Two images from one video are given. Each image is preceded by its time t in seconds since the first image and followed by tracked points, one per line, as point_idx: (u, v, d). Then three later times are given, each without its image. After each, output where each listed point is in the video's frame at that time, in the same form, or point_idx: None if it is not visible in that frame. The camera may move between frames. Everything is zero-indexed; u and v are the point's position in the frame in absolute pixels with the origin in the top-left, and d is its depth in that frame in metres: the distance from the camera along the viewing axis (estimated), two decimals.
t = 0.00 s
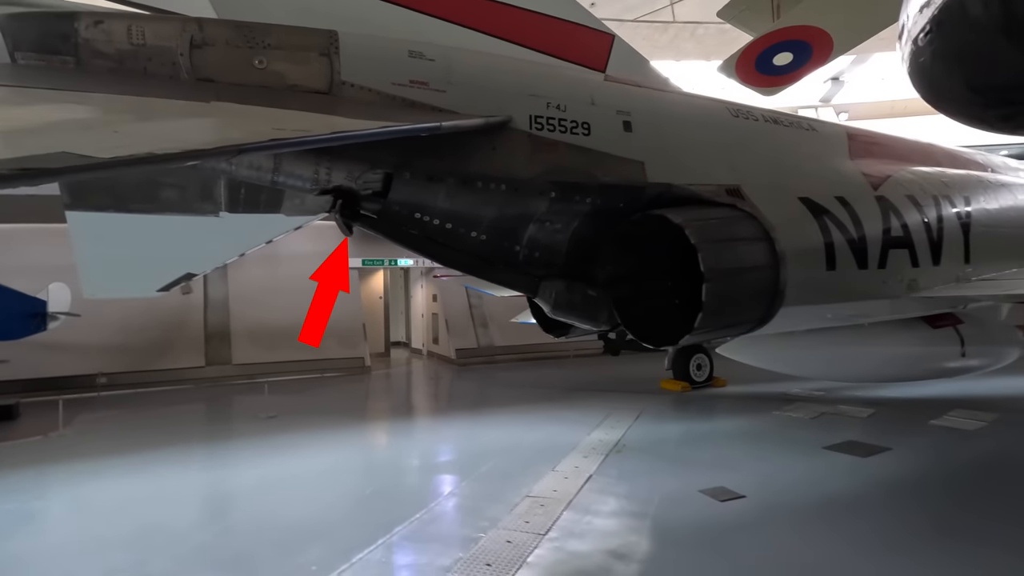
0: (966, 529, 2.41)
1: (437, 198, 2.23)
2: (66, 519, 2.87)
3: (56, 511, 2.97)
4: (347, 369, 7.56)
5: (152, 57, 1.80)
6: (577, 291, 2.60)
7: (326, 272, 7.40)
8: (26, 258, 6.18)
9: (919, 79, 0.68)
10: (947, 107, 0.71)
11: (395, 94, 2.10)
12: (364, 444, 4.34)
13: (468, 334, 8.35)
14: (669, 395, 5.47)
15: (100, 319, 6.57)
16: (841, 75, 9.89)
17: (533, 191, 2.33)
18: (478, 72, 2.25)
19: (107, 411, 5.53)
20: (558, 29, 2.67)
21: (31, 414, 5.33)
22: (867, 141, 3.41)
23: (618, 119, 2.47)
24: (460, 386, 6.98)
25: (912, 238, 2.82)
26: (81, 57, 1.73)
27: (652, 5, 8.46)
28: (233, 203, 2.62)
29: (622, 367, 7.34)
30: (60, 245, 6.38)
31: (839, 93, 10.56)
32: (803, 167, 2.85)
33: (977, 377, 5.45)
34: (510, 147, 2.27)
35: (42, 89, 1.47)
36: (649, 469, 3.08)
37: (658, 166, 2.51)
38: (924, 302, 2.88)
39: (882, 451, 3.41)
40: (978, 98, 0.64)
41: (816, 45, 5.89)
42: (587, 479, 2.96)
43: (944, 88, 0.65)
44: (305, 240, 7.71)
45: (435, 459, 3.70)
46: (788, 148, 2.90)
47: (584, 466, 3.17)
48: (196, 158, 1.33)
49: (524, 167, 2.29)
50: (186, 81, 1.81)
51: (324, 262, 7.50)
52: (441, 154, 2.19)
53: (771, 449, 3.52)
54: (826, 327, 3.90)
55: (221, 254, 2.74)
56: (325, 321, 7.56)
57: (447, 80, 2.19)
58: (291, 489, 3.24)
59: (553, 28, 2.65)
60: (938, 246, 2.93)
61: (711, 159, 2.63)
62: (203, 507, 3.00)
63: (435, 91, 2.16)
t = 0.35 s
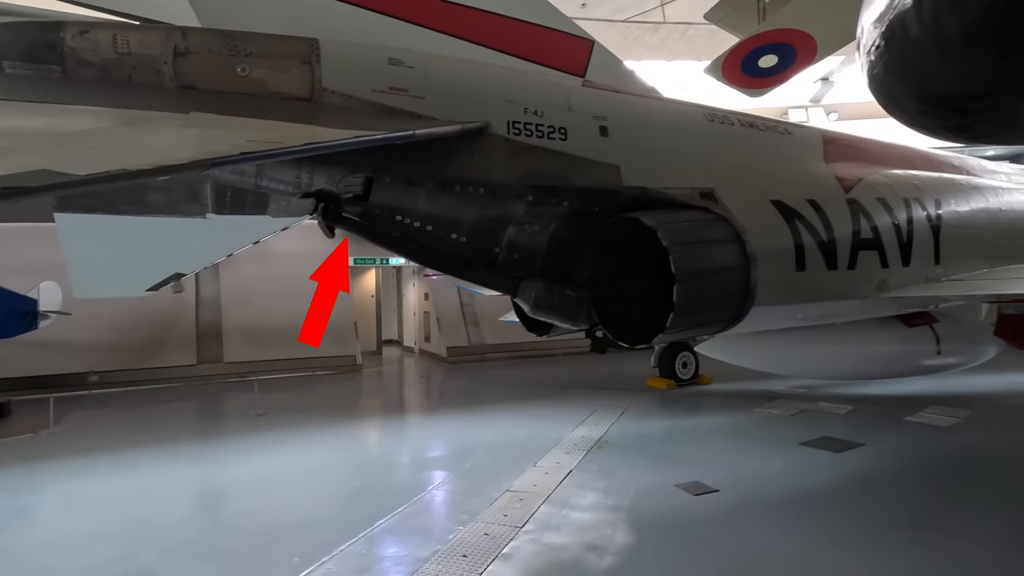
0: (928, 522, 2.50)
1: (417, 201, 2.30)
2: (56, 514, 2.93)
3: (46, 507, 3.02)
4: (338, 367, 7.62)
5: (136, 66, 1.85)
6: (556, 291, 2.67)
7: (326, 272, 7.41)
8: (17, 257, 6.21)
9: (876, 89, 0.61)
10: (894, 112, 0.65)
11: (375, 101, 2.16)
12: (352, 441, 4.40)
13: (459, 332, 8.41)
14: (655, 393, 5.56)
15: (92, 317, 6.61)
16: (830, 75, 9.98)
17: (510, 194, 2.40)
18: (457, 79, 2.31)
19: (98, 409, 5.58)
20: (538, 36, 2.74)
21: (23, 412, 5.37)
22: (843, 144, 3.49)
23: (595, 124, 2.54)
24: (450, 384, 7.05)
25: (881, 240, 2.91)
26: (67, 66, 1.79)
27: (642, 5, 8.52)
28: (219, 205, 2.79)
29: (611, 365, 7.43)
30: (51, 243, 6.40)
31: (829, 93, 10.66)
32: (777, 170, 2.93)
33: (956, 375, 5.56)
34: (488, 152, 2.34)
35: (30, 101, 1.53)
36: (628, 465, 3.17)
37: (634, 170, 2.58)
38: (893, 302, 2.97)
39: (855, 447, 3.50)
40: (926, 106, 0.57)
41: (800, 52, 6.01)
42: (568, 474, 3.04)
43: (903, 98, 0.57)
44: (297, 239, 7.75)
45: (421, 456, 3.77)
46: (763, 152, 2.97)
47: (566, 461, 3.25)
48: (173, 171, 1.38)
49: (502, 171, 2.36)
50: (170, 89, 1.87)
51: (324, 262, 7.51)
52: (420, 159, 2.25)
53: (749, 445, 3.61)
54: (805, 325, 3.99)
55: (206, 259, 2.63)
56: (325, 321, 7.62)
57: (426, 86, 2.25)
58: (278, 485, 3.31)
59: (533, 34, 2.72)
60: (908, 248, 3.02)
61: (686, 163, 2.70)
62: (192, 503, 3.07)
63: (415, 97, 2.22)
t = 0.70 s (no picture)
0: (889, 514, 2.58)
1: (392, 201, 2.35)
2: (37, 510, 2.96)
3: (28, 503, 3.06)
4: (326, 365, 7.66)
5: (111, 69, 1.89)
6: (532, 289, 2.72)
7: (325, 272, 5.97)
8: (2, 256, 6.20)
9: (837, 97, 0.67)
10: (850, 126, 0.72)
11: (349, 104, 2.21)
12: (337, 438, 4.45)
13: (448, 330, 8.46)
14: (638, 390, 5.63)
15: (78, 316, 6.60)
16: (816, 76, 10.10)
17: (484, 195, 2.45)
18: (431, 83, 2.36)
19: (84, 407, 5.60)
20: (514, 39, 2.79)
21: (7, 411, 5.38)
22: (816, 145, 3.57)
23: (568, 127, 2.59)
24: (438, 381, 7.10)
25: (848, 239, 2.99)
26: (42, 69, 1.82)
27: (630, 6, 8.59)
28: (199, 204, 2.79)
29: (597, 362, 7.50)
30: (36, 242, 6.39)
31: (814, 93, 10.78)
32: (749, 171, 2.99)
33: (932, 372, 5.67)
34: (461, 153, 2.39)
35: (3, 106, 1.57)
36: (604, 460, 3.23)
37: (606, 171, 2.64)
38: (861, 299, 3.05)
39: (827, 441, 3.59)
40: (882, 110, 0.65)
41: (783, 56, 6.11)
42: (545, 468, 3.10)
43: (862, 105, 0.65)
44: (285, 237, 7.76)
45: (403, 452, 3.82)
46: (736, 153, 3.03)
47: (544, 457, 3.31)
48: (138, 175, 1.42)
49: (475, 172, 2.41)
50: (144, 92, 1.91)
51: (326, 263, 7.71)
52: (394, 160, 2.30)
53: (724, 440, 3.69)
54: (781, 323, 4.07)
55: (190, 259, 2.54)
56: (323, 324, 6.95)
57: (400, 89, 2.29)
58: (261, 481, 3.36)
59: (508, 37, 2.77)
60: (875, 247, 3.10)
61: (658, 164, 2.76)
62: (174, 499, 3.11)
63: (388, 100, 2.27)
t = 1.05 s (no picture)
0: (851, 506, 2.66)
1: (363, 201, 2.39)
2: (15, 505, 2.98)
3: (8, 499, 3.08)
4: (314, 363, 7.69)
5: (82, 70, 1.92)
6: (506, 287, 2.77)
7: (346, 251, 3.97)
8: None
9: (797, 92, 0.82)
10: (809, 121, 0.88)
11: (320, 104, 2.25)
12: (320, 434, 4.50)
13: (436, 328, 8.50)
14: (621, 387, 5.70)
15: (64, 314, 6.60)
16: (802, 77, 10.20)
17: (455, 195, 2.50)
18: (402, 84, 2.40)
19: (69, 405, 5.61)
20: (488, 41, 2.84)
21: None
22: (789, 146, 3.62)
23: (539, 128, 2.64)
24: (424, 378, 7.14)
25: (816, 238, 3.05)
26: (11, 69, 1.84)
27: (617, 6, 8.64)
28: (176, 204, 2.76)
29: (583, 359, 7.56)
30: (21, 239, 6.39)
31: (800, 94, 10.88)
32: (720, 171, 3.04)
33: (909, 369, 5.76)
34: (432, 154, 2.44)
35: None
36: (578, 454, 3.30)
37: (577, 172, 2.69)
38: (828, 298, 3.12)
39: (798, 436, 3.66)
40: (840, 107, 0.78)
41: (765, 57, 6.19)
42: (519, 463, 3.16)
43: (818, 103, 0.80)
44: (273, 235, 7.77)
45: (384, 448, 3.88)
46: (707, 154, 3.08)
47: (520, 452, 3.37)
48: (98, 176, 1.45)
49: (446, 172, 2.46)
50: (115, 92, 1.94)
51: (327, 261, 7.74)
52: (364, 161, 2.35)
53: (698, 435, 3.75)
54: (757, 320, 4.14)
55: (174, 256, 2.45)
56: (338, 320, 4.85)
57: (371, 90, 2.34)
58: (241, 477, 3.40)
59: (482, 38, 2.81)
60: (843, 247, 3.17)
61: (629, 165, 2.80)
62: (153, 494, 3.14)
63: (359, 101, 2.31)
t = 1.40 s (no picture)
0: (810, 500, 2.75)
1: (332, 201, 2.43)
2: None
3: None
4: (298, 361, 7.72)
5: (48, 73, 1.95)
6: (477, 286, 2.82)
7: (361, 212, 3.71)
8: None
9: (748, 102, 0.71)
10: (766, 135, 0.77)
11: (288, 107, 2.28)
12: (300, 431, 4.54)
13: (421, 326, 8.54)
14: (601, 383, 5.78)
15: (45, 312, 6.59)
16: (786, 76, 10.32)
17: (424, 196, 2.54)
18: (369, 87, 2.44)
19: (50, 403, 5.61)
20: (460, 43, 2.87)
21: None
22: (760, 146, 3.69)
23: (507, 130, 2.69)
24: (409, 376, 7.19)
25: (781, 238, 3.13)
26: None
27: (603, 5, 8.69)
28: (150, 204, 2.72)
29: (567, 356, 7.65)
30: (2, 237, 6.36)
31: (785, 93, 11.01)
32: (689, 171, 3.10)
33: (883, 365, 5.89)
34: (400, 156, 2.48)
35: None
36: (551, 450, 3.36)
37: (544, 173, 2.74)
38: (793, 296, 3.19)
39: (767, 431, 3.75)
40: (794, 128, 0.68)
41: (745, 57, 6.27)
42: (492, 458, 3.22)
43: (771, 114, 0.68)
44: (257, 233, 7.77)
45: (363, 445, 3.93)
46: (677, 154, 3.14)
47: (493, 448, 3.42)
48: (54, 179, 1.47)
49: (414, 174, 2.50)
50: (81, 95, 1.97)
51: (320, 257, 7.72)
52: (332, 163, 2.39)
53: (670, 430, 3.84)
54: (731, 317, 4.22)
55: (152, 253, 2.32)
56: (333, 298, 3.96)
57: (339, 93, 2.37)
58: (218, 474, 3.45)
59: (452, 41, 2.85)
60: (809, 246, 3.25)
61: (596, 166, 2.85)
62: (129, 491, 3.18)
63: (327, 104, 2.34)
